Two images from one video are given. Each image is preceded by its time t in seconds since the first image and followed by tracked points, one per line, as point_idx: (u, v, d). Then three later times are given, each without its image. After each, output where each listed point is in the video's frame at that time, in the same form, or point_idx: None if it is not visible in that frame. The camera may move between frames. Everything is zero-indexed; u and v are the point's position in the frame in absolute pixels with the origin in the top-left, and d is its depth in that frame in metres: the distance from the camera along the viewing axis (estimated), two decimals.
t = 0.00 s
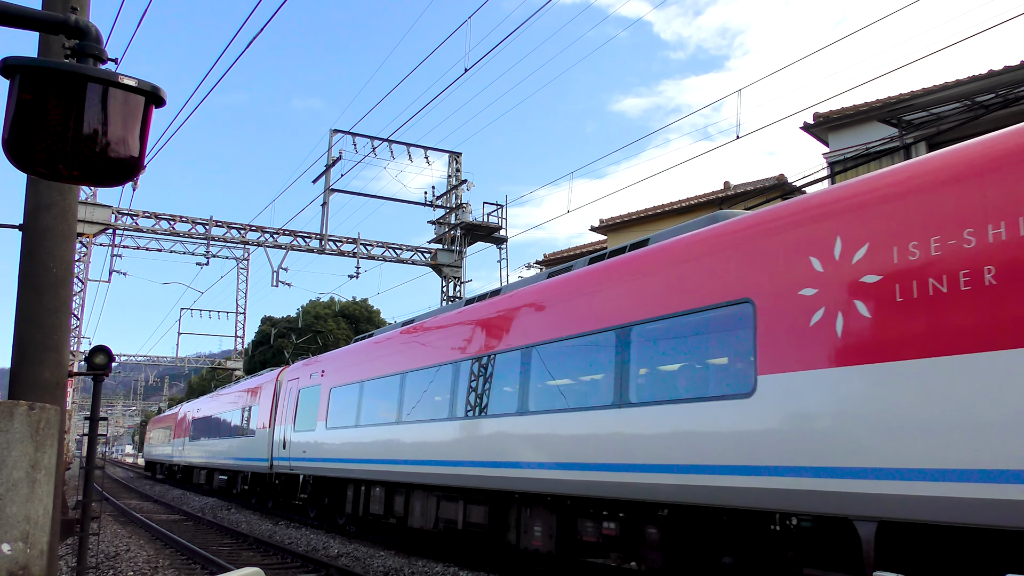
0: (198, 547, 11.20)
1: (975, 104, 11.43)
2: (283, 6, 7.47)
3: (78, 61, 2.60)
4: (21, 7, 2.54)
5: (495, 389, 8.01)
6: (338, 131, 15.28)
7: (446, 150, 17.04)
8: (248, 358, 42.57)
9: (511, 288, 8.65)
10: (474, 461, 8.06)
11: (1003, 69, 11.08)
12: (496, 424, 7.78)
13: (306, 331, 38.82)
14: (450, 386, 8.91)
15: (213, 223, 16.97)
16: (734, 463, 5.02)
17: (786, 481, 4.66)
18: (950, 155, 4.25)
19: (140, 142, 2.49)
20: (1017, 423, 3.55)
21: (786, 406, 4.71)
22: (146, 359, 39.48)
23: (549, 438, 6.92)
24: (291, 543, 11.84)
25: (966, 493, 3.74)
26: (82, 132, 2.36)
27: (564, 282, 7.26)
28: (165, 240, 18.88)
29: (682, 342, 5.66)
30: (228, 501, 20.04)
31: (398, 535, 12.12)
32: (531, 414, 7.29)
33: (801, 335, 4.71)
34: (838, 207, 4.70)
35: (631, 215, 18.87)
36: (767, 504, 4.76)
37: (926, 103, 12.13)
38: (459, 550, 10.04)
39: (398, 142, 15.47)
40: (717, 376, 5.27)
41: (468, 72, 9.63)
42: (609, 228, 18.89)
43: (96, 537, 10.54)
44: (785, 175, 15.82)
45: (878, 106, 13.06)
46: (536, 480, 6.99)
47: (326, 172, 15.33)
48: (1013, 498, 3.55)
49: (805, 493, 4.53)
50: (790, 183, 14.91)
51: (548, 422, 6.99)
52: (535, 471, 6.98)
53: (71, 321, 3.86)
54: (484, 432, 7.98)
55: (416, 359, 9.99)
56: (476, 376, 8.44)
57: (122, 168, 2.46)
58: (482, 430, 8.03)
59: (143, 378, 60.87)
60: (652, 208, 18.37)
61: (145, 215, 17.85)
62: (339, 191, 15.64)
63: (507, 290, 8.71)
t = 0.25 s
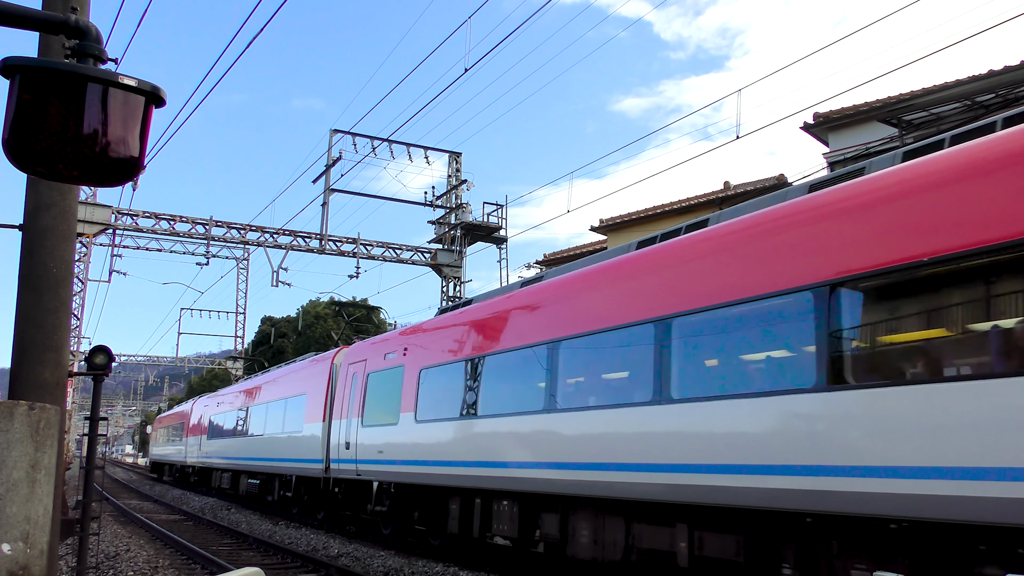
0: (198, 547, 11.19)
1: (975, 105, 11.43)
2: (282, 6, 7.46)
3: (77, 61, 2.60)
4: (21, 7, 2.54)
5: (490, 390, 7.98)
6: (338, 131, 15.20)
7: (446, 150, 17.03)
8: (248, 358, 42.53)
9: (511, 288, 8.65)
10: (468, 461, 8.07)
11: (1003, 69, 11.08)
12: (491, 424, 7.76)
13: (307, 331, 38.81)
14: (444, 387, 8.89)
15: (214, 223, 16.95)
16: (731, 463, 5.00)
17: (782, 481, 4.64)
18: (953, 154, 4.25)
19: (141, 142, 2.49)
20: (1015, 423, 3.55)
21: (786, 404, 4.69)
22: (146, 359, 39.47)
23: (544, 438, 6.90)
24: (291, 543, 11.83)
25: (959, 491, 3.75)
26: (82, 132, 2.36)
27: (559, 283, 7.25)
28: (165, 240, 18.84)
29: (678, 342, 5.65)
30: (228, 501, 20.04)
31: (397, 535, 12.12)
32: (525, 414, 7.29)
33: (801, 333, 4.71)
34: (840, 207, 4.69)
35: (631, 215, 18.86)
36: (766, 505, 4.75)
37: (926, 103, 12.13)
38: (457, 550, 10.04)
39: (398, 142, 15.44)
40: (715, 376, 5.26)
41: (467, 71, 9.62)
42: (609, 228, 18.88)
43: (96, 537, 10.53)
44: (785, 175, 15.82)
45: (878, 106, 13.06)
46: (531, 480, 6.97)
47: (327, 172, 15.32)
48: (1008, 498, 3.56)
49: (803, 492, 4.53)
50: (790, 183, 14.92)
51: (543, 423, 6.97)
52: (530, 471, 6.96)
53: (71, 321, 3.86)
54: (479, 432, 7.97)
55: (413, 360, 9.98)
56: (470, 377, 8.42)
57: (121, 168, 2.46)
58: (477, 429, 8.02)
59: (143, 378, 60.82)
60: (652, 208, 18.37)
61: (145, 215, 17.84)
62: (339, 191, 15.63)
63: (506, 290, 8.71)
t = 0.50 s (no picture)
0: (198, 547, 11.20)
1: (975, 105, 11.43)
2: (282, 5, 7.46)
3: (78, 61, 2.60)
4: (21, 7, 2.54)
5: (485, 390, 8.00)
6: (338, 131, 14.89)
7: (446, 150, 17.01)
8: (248, 358, 42.50)
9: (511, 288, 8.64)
10: (467, 462, 8.07)
11: (1003, 69, 11.07)
12: (488, 425, 7.76)
13: (306, 332, 38.78)
14: (443, 387, 8.90)
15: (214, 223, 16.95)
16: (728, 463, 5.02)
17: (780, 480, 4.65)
18: (950, 155, 4.26)
19: (141, 142, 2.49)
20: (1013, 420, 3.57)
21: (784, 405, 4.70)
22: (146, 359, 39.44)
23: (540, 439, 6.92)
24: (291, 543, 11.84)
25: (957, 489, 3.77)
26: (82, 132, 2.36)
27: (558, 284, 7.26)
28: (165, 240, 18.82)
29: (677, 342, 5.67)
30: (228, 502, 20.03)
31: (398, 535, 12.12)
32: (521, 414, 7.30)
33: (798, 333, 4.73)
34: (838, 207, 4.70)
35: (631, 216, 18.85)
36: (766, 504, 4.76)
37: (926, 103, 12.12)
38: (458, 551, 10.04)
39: (398, 142, 15.41)
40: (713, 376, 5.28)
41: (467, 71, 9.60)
42: (609, 228, 18.87)
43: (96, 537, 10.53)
44: (785, 175, 15.81)
45: (878, 106, 13.06)
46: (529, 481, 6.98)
47: (326, 172, 15.30)
48: (1006, 495, 3.58)
49: (802, 492, 4.53)
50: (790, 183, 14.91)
51: (539, 423, 6.99)
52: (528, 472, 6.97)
53: (71, 322, 3.86)
54: (476, 433, 7.97)
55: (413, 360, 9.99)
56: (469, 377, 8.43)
57: (122, 168, 2.46)
58: (474, 430, 8.02)
59: (143, 378, 60.81)
60: (652, 208, 18.36)
61: (144, 215, 17.82)
62: (339, 191, 15.62)
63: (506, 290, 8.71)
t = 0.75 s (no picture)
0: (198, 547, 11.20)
1: (975, 105, 11.43)
2: (282, 5, 7.46)
3: (77, 61, 2.60)
4: (21, 7, 2.54)
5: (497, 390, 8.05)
6: (338, 131, 15.48)
7: (445, 150, 17.01)
8: (248, 358, 42.52)
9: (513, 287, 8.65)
10: (478, 464, 8.13)
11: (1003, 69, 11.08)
12: (501, 425, 7.77)
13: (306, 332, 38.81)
14: (451, 387, 8.94)
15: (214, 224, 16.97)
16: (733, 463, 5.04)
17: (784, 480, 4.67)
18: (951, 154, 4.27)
19: (141, 142, 2.48)
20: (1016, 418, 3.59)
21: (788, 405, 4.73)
22: (146, 359, 39.44)
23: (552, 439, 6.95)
24: (292, 543, 11.85)
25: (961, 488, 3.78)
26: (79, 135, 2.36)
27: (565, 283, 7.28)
28: (165, 241, 18.82)
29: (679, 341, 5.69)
30: (228, 502, 20.03)
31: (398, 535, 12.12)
32: (531, 415, 7.34)
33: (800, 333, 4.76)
34: (840, 207, 4.69)
35: (631, 216, 18.87)
36: (769, 505, 4.77)
37: (926, 103, 12.12)
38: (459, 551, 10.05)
39: (398, 143, 15.95)
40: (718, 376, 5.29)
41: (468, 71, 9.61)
42: (609, 228, 18.88)
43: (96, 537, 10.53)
44: (785, 175, 15.82)
45: (878, 106, 13.06)
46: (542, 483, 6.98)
47: (327, 171, 15.32)
48: (1010, 493, 3.58)
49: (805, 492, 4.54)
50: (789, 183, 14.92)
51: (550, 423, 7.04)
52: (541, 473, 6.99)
53: (71, 322, 3.86)
54: (490, 433, 7.98)
55: (418, 360, 10.00)
56: (479, 376, 8.47)
57: (122, 168, 2.46)
58: (488, 430, 8.03)
59: (143, 378, 60.83)
60: (652, 208, 18.37)
61: (144, 215, 17.82)
62: (339, 191, 15.63)
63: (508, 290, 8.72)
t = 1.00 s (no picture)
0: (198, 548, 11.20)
1: (975, 105, 11.42)
2: (282, 5, 7.46)
3: (77, 61, 2.60)
4: (22, 7, 2.54)
5: (496, 389, 8.04)
6: (339, 131, 15.10)
7: (445, 150, 17.00)
8: (248, 358, 42.49)
9: (512, 287, 8.65)
10: (473, 462, 8.11)
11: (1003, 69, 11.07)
12: (500, 425, 7.76)
13: (306, 332, 38.85)
14: (451, 386, 8.93)
15: (214, 223, 16.97)
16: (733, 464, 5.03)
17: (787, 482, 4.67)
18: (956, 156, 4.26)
19: (141, 143, 2.49)
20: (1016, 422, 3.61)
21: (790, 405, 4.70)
22: (146, 359, 39.44)
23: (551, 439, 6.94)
24: (292, 543, 11.84)
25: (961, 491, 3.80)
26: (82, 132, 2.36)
27: (566, 283, 7.27)
28: (165, 241, 18.80)
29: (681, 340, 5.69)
30: (228, 501, 20.03)
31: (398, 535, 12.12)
32: (531, 414, 7.32)
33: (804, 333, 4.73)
34: (842, 207, 4.66)
35: (631, 216, 18.86)
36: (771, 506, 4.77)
37: (926, 103, 12.12)
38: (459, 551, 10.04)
39: (398, 142, 15.62)
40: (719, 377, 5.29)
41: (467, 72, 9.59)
42: (609, 228, 18.88)
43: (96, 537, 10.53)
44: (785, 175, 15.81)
45: (878, 106, 13.06)
46: (541, 482, 6.96)
47: (327, 171, 15.31)
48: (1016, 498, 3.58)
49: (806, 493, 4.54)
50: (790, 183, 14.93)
51: (548, 424, 7.03)
52: (539, 473, 6.98)
53: (71, 322, 3.86)
54: (488, 433, 7.96)
55: (418, 360, 9.99)
56: (478, 375, 8.46)
57: (122, 168, 2.46)
58: (486, 431, 8.02)
59: (143, 378, 60.79)
60: (652, 208, 18.38)
61: (144, 215, 17.81)
62: (339, 191, 15.63)
63: (507, 290, 8.71)
